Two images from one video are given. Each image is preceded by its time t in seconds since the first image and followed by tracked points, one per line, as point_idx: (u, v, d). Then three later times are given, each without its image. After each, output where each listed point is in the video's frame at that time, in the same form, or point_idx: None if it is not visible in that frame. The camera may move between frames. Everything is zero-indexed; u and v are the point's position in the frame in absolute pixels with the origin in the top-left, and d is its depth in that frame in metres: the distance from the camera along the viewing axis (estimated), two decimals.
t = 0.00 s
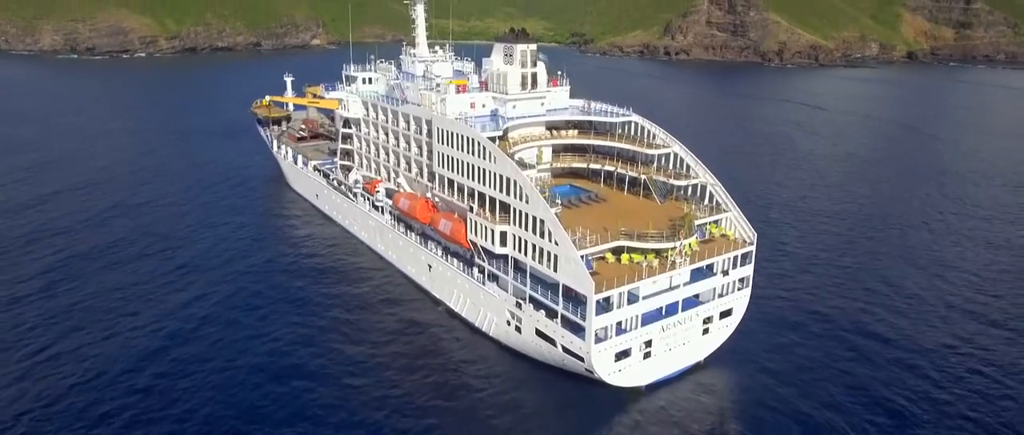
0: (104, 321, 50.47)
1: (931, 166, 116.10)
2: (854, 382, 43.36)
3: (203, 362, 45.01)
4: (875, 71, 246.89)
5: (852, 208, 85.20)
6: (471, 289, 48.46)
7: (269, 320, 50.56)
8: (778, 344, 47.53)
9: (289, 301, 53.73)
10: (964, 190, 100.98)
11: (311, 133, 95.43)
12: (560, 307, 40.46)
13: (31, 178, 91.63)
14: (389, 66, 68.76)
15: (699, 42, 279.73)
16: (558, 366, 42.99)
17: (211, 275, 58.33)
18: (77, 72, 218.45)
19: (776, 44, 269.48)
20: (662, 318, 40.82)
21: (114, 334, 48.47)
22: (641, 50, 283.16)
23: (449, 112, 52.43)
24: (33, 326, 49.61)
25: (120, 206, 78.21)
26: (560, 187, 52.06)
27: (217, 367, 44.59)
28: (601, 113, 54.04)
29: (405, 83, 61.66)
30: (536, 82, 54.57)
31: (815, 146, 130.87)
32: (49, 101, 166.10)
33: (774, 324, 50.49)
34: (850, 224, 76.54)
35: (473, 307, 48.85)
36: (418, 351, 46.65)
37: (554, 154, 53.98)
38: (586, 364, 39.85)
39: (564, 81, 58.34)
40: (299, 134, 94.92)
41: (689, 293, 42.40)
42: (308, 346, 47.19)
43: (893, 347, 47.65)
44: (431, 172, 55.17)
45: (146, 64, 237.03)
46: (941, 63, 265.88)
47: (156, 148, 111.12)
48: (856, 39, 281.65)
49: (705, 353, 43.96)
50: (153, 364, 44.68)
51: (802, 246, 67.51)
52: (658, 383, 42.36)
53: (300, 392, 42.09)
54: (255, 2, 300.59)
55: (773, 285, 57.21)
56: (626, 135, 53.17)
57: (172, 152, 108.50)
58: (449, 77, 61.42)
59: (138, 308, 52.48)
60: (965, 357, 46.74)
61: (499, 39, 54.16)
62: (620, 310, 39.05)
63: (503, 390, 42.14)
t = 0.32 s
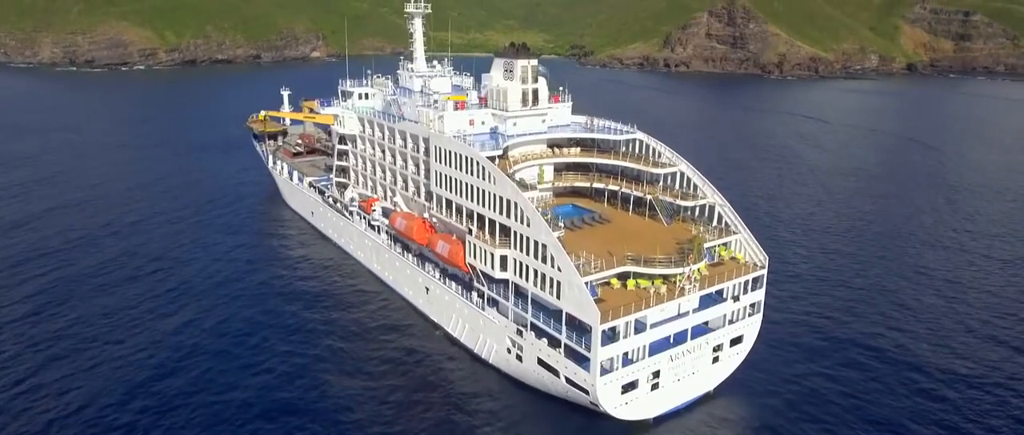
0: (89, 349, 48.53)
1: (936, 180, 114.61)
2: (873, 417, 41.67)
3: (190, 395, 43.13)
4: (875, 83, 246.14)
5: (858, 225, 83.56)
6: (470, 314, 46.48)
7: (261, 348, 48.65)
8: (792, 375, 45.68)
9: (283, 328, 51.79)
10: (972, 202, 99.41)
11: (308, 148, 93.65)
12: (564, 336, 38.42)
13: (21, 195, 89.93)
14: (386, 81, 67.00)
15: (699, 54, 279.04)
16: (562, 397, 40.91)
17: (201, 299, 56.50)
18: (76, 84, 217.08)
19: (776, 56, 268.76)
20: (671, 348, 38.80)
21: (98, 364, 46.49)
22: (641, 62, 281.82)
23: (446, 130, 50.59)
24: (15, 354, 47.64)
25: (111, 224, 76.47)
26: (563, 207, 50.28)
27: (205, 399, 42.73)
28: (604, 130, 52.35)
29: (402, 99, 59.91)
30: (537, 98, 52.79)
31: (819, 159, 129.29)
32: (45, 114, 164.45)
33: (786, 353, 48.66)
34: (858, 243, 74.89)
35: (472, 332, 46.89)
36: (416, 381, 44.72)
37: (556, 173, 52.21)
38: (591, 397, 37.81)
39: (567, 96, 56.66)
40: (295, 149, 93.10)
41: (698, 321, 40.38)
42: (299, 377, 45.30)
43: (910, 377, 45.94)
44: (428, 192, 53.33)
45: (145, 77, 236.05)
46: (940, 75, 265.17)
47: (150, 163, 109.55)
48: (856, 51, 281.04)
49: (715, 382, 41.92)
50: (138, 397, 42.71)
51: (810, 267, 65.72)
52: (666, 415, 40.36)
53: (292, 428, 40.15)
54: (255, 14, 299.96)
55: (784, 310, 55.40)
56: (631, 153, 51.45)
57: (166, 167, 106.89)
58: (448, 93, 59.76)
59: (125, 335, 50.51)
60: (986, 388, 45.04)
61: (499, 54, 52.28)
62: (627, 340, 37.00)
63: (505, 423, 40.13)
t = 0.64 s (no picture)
0: (73, 378, 46.66)
1: (942, 192, 112.85)
2: None
3: (177, 429, 41.34)
4: (875, 94, 245.21)
5: (866, 241, 81.79)
6: (468, 340, 44.43)
7: (252, 378, 46.84)
8: (804, 407, 43.90)
9: (274, 355, 49.96)
10: (979, 214, 97.60)
11: (304, 163, 91.89)
12: (566, 367, 36.40)
13: (12, 212, 88.26)
14: (383, 96, 65.23)
15: (699, 65, 278.06)
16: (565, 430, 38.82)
17: (191, 324, 54.72)
18: (74, 97, 215.63)
19: (776, 67, 267.72)
20: (680, 379, 36.79)
21: (82, 396, 44.63)
22: (641, 73, 280.51)
23: (444, 148, 48.85)
24: None
25: (102, 243, 74.79)
26: (565, 227, 48.39)
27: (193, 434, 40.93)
28: (608, 148, 50.62)
29: (398, 115, 58.22)
30: (538, 115, 50.94)
31: (822, 169, 127.50)
32: (41, 127, 162.71)
33: (797, 382, 46.89)
34: (866, 260, 73.09)
35: (470, 358, 44.89)
36: (412, 414, 42.81)
37: (558, 192, 50.38)
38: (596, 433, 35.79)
39: (568, 112, 54.93)
40: (290, 164, 91.38)
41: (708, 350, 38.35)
42: (291, 410, 43.48)
43: (928, 410, 44.34)
44: (425, 212, 51.53)
45: (144, 88, 234.88)
46: (941, 86, 264.04)
47: (145, 178, 107.92)
48: (856, 62, 280.04)
49: (725, 414, 39.92)
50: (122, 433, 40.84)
51: (819, 288, 63.96)
52: None
53: None
54: (254, 26, 298.95)
55: (794, 334, 53.58)
56: (636, 171, 49.70)
57: (160, 181, 105.20)
58: (446, 109, 58.16)
59: (111, 363, 48.64)
60: (1009, 422, 43.45)
61: (499, 69, 50.56)
62: (633, 372, 34.97)
63: None
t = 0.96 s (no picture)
0: (56, 411, 44.69)
1: (948, 204, 110.94)
2: None
3: None
4: (875, 105, 244.05)
5: (875, 257, 79.74)
6: (467, 369, 42.37)
7: (242, 411, 44.87)
8: None
9: (266, 385, 47.99)
10: (988, 228, 95.67)
11: (300, 178, 90.09)
12: (571, 402, 34.35)
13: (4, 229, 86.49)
14: (379, 112, 63.36)
15: (699, 77, 277.12)
16: None
17: (180, 350, 52.71)
18: (73, 109, 214.09)
19: (776, 78, 266.64)
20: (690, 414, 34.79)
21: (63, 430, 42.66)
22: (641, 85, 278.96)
23: (441, 167, 47.02)
24: None
25: (91, 262, 72.84)
26: (568, 249, 46.49)
27: None
28: (612, 166, 48.92)
29: (396, 132, 56.39)
30: (539, 132, 49.06)
31: (826, 181, 125.70)
32: (37, 140, 160.98)
33: (811, 412, 44.92)
34: (877, 278, 71.08)
35: (469, 388, 42.84)
36: None
37: (560, 212, 48.48)
38: None
39: (570, 129, 53.09)
40: (286, 180, 89.62)
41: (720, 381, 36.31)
42: None
43: None
44: (422, 232, 49.56)
45: (143, 101, 233.43)
46: (941, 97, 263.10)
47: (140, 193, 106.03)
48: (856, 74, 279.08)
49: None
50: None
51: (830, 308, 61.84)
52: None
53: None
54: (254, 38, 298.19)
55: (806, 361, 51.53)
56: (641, 191, 47.93)
57: (155, 196, 103.44)
58: (445, 126, 56.53)
59: (96, 393, 46.68)
60: None
61: (499, 84, 48.63)
62: (642, 408, 32.97)
63: None
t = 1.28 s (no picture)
0: None
1: (955, 217, 108.96)
2: None
3: None
4: (875, 117, 242.72)
5: (886, 272, 77.64)
6: (465, 398, 40.33)
7: None
8: None
9: (256, 418, 45.95)
10: (997, 242, 93.74)
11: (295, 194, 88.21)
12: None
13: None
14: (374, 128, 61.48)
15: (699, 88, 275.93)
16: None
17: (168, 379, 50.71)
18: (70, 122, 212.43)
19: (776, 90, 265.54)
20: None
21: None
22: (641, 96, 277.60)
23: (438, 186, 45.21)
24: None
25: (81, 282, 70.92)
26: (570, 272, 44.54)
27: None
28: (616, 184, 47.07)
29: (392, 148, 54.55)
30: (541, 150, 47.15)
31: (828, 194, 123.91)
32: (33, 153, 159.31)
33: None
34: (886, 294, 69.05)
35: (467, 418, 40.83)
36: None
37: (562, 232, 46.54)
38: None
39: (572, 146, 51.20)
40: (281, 195, 87.76)
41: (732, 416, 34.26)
42: None
43: None
44: (418, 254, 47.59)
45: (141, 112, 232.18)
46: (941, 108, 262.10)
47: (134, 209, 104.12)
48: (856, 85, 278.06)
49: None
50: None
51: (840, 330, 59.86)
52: None
53: None
54: (254, 50, 297.30)
55: (819, 386, 49.41)
56: (647, 210, 46.03)
57: (149, 212, 101.56)
58: (442, 142, 54.77)
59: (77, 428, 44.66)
60: None
61: (499, 100, 46.72)
62: None
63: None
